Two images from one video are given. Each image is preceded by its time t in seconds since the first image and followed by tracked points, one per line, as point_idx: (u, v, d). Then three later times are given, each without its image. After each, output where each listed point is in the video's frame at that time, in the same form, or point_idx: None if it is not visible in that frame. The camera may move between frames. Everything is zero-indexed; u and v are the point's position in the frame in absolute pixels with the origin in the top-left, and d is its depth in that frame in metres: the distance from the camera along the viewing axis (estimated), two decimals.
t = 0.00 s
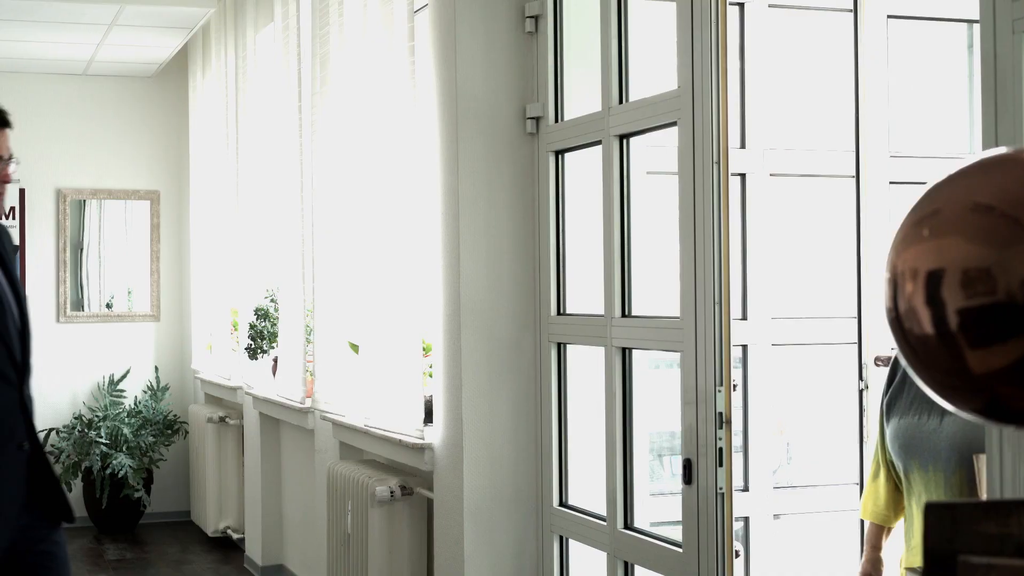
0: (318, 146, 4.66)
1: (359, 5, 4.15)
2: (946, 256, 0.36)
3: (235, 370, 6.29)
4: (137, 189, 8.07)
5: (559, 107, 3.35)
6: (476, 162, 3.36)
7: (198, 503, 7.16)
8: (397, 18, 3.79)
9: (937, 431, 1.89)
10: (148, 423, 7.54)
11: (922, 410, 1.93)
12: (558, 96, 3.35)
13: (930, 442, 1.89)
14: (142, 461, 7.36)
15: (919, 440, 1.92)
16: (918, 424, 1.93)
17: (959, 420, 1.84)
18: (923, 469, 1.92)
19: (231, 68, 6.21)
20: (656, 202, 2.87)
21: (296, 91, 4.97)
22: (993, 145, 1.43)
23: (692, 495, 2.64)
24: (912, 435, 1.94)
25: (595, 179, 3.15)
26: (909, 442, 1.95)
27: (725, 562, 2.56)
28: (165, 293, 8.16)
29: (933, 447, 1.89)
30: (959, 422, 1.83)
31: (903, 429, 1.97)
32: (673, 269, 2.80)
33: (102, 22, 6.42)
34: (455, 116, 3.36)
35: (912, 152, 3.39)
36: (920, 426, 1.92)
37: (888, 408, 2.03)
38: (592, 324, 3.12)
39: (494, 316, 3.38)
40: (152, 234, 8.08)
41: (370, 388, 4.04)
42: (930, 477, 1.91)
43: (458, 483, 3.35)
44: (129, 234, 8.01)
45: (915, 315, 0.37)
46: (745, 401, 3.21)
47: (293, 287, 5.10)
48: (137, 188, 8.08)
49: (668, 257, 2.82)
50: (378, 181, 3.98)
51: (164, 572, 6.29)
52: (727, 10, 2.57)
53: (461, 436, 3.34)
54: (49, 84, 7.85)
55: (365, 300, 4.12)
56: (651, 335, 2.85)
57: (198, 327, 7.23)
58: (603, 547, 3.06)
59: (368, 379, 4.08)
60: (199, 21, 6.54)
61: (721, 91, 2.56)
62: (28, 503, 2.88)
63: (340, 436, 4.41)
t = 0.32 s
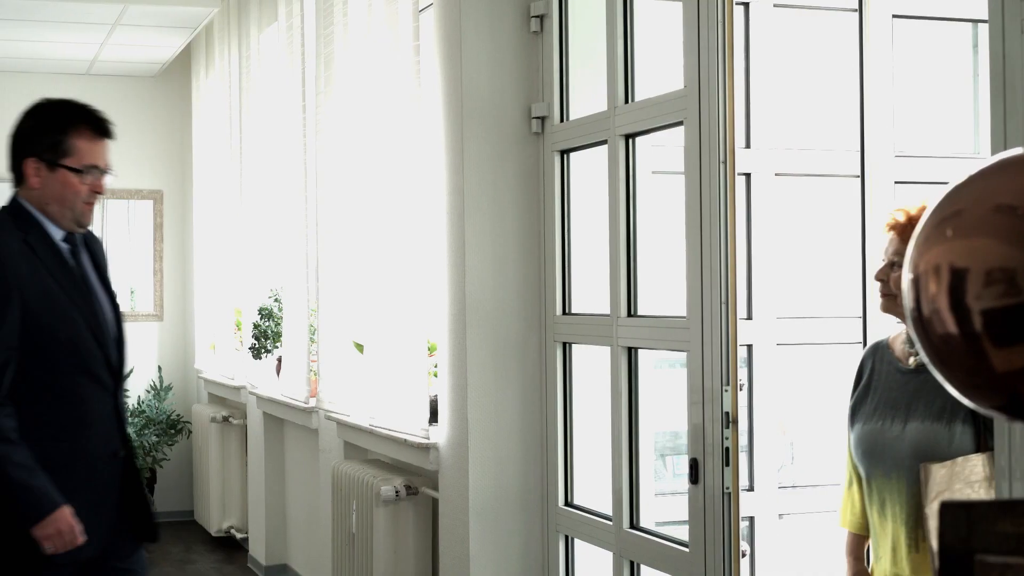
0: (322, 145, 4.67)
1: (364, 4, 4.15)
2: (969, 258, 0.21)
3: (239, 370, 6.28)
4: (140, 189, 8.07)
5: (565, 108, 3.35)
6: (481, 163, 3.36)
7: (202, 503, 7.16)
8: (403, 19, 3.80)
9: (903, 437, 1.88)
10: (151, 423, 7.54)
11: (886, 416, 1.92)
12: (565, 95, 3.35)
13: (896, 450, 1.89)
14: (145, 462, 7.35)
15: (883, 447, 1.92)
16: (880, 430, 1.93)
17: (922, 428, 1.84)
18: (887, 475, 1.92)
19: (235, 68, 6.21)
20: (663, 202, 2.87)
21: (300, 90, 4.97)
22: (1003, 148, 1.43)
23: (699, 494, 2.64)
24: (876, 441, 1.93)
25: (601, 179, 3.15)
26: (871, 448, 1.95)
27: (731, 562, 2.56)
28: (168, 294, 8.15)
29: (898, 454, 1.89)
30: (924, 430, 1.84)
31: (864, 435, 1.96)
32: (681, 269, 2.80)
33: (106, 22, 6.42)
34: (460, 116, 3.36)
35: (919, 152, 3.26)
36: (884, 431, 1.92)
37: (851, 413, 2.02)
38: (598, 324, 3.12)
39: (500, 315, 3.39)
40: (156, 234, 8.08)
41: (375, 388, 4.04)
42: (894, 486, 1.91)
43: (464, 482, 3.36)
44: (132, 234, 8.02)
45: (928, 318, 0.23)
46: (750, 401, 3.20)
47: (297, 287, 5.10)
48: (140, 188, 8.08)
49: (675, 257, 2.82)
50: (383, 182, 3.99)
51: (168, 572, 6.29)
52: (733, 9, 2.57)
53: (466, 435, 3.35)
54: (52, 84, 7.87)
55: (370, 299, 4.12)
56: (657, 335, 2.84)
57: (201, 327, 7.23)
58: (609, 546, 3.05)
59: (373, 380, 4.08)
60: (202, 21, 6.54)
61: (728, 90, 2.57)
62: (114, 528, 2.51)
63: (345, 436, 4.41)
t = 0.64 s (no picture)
0: (330, 144, 4.67)
1: (371, 2, 4.15)
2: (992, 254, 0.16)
3: (246, 370, 6.29)
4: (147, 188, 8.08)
5: (573, 106, 3.34)
6: (489, 162, 3.37)
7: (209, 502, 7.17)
8: (410, 18, 3.80)
9: (846, 435, 1.93)
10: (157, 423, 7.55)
11: (828, 414, 1.98)
12: (572, 96, 3.34)
13: (839, 446, 1.94)
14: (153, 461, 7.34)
15: (824, 444, 1.97)
16: (823, 429, 1.98)
17: (864, 423, 1.90)
18: (829, 472, 1.97)
19: (241, 67, 6.21)
20: (671, 201, 2.87)
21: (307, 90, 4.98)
22: (1016, 147, 1.43)
23: (709, 494, 2.64)
24: (820, 440, 1.98)
25: (610, 177, 3.15)
26: (815, 447, 1.99)
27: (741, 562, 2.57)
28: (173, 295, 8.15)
29: (843, 451, 1.93)
30: (866, 423, 1.89)
31: (807, 435, 2.02)
32: (691, 268, 2.79)
33: (113, 21, 6.43)
34: (469, 116, 3.37)
35: (922, 153, 3.28)
36: (829, 430, 1.97)
37: (797, 415, 2.07)
38: (606, 323, 3.11)
39: (509, 315, 3.39)
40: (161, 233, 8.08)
41: (383, 388, 4.05)
42: (841, 483, 1.95)
43: (473, 480, 3.37)
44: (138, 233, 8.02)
45: (946, 324, 0.18)
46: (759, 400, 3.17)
47: (304, 286, 5.11)
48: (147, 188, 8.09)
49: (685, 257, 2.82)
50: (391, 181, 4.00)
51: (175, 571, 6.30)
52: (743, 9, 2.56)
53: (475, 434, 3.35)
54: (59, 84, 7.88)
55: (377, 298, 4.12)
56: (667, 336, 2.84)
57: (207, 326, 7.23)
58: (619, 546, 3.05)
59: (381, 379, 4.08)
60: (209, 21, 6.55)
61: (738, 90, 2.56)
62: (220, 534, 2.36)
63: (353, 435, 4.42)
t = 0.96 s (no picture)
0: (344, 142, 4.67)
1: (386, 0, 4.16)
2: None
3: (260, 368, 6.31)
4: (160, 187, 8.08)
5: (588, 105, 3.33)
6: (504, 161, 3.36)
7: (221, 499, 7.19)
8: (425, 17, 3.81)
9: (812, 436, 1.95)
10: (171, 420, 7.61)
11: (797, 414, 2.00)
12: (588, 94, 3.34)
13: (805, 447, 1.96)
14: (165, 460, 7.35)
15: (791, 444, 2.00)
16: (791, 429, 2.01)
17: (829, 425, 1.91)
18: (795, 470, 2.00)
19: (255, 65, 6.21)
20: (687, 200, 2.87)
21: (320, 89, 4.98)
22: None
23: (725, 493, 2.64)
24: (790, 440, 2.01)
25: (626, 175, 3.15)
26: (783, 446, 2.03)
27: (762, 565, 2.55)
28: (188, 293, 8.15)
29: (808, 452, 1.95)
30: (827, 425, 1.92)
31: (778, 433, 2.05)
32: (707, 266, 2.78)
33: (127, 20, 6.44)
34: (484, 113, 3.37)
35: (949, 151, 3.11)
36: (796, 431, 1.99)
37: (772, 413, 2.09)
38: (622, 322, 3.11)
39: (524, 312, 3.39)
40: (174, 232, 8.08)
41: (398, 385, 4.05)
42: (809, 484, 1.97)
43: (488, 479, 3.38)
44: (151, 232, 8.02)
45: (965, 320, 0.23)
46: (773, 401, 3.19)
47: (318, 285, 5.12)
48: (160, 187, 8.09)
49: (701, 255, 2.81)
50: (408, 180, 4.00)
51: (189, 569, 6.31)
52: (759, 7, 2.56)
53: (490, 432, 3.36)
54: (72, 82, 7.89)
55: (392, 296, 4.13)
56: (682, 335, 2.84)
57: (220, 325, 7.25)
58: (634, 545, 3.05)
59: (396, 377, 4.09)
60: (222, 20, 6.55)
61: (755, 88, 2.56)
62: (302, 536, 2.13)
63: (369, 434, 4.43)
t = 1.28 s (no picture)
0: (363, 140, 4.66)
1: None
2: None
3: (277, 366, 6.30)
4: (178, 186, 8.09)
5: (608, 104, 3.33)
6: (524, 160, 3.36)
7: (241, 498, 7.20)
8: (445, 15, 3.81)
9: (771, 433, 1.99)
10: (190, 420, 7.52)
11: (763, 411, 2.03)
12: (608, 93, 3.33)
13: (767, 443, 2.00)
14: (184, 458, 7.37)
15: (756, 441, 2.03)
16: (758, 426, 2.03)
17: (788, 424, 1.95)
18: (758, 467, 2.03)
19: (274, 64, 6.21)
20: (707, 196, 2.87)
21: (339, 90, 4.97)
22: None
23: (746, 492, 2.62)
24: (754, 435, 2.04)
25: (648, 174, 3.15)
26: (749, 444, 2.05)
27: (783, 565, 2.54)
28: (206, 291, 8.16)
29: (767, 449, 1.99)
30: (789, 425, 1.95)
31: (744, 429, 2.08)
32: (728, 265, 2.78)
33: (145, 19, 6.45)
34: (504, 113, 3.36)
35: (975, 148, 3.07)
36: (761, 427, 2.02)
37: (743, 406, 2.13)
38: (642, 320, 3.11)
39: (544, 312, 3.39)
40: (193, 231, 8.09)
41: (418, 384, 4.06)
42: (767, 480, 2.01)
43: (508, 478, 3.37)
44: (170, 231, 8.04)
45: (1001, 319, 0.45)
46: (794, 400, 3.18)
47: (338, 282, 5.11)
48: (178, 186, 8.10)
49: (722, 253, 2.81)
50: (427, 178, 4.00)
51: (209, 566, 6.33)
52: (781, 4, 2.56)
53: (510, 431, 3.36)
54: (91, 81, 7.92)
55: (413, 293, 4.13)
56: (702, 334, 2.84)
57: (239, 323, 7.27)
58: (654, 544, 3.05)
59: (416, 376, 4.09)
60: (241, 19, 6.56)
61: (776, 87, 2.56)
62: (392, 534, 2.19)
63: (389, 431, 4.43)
